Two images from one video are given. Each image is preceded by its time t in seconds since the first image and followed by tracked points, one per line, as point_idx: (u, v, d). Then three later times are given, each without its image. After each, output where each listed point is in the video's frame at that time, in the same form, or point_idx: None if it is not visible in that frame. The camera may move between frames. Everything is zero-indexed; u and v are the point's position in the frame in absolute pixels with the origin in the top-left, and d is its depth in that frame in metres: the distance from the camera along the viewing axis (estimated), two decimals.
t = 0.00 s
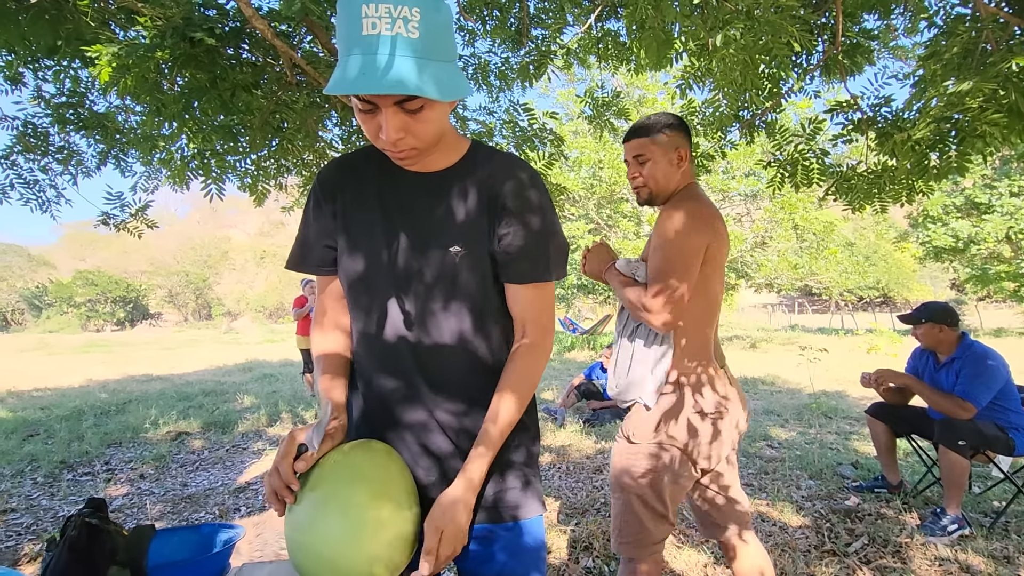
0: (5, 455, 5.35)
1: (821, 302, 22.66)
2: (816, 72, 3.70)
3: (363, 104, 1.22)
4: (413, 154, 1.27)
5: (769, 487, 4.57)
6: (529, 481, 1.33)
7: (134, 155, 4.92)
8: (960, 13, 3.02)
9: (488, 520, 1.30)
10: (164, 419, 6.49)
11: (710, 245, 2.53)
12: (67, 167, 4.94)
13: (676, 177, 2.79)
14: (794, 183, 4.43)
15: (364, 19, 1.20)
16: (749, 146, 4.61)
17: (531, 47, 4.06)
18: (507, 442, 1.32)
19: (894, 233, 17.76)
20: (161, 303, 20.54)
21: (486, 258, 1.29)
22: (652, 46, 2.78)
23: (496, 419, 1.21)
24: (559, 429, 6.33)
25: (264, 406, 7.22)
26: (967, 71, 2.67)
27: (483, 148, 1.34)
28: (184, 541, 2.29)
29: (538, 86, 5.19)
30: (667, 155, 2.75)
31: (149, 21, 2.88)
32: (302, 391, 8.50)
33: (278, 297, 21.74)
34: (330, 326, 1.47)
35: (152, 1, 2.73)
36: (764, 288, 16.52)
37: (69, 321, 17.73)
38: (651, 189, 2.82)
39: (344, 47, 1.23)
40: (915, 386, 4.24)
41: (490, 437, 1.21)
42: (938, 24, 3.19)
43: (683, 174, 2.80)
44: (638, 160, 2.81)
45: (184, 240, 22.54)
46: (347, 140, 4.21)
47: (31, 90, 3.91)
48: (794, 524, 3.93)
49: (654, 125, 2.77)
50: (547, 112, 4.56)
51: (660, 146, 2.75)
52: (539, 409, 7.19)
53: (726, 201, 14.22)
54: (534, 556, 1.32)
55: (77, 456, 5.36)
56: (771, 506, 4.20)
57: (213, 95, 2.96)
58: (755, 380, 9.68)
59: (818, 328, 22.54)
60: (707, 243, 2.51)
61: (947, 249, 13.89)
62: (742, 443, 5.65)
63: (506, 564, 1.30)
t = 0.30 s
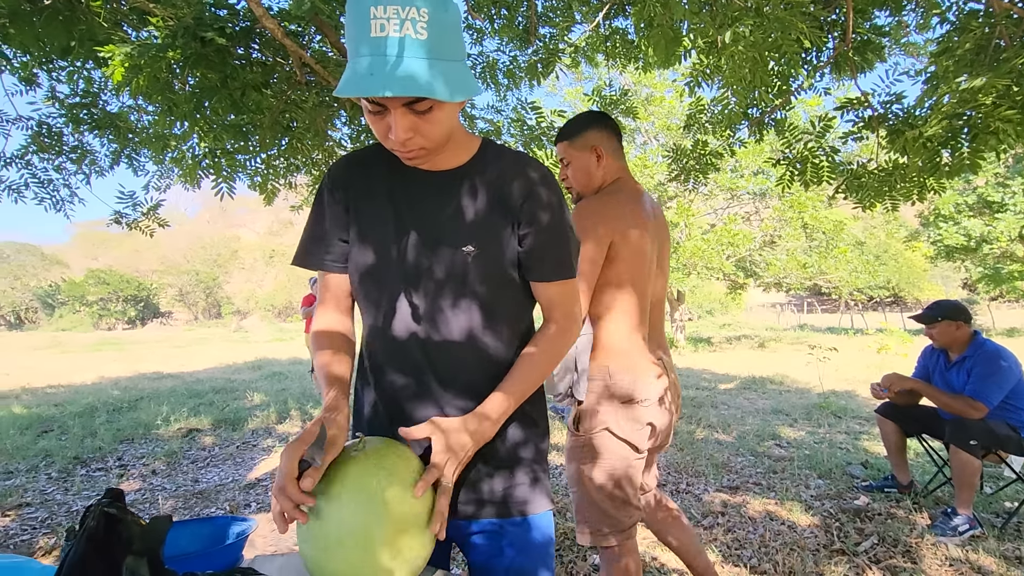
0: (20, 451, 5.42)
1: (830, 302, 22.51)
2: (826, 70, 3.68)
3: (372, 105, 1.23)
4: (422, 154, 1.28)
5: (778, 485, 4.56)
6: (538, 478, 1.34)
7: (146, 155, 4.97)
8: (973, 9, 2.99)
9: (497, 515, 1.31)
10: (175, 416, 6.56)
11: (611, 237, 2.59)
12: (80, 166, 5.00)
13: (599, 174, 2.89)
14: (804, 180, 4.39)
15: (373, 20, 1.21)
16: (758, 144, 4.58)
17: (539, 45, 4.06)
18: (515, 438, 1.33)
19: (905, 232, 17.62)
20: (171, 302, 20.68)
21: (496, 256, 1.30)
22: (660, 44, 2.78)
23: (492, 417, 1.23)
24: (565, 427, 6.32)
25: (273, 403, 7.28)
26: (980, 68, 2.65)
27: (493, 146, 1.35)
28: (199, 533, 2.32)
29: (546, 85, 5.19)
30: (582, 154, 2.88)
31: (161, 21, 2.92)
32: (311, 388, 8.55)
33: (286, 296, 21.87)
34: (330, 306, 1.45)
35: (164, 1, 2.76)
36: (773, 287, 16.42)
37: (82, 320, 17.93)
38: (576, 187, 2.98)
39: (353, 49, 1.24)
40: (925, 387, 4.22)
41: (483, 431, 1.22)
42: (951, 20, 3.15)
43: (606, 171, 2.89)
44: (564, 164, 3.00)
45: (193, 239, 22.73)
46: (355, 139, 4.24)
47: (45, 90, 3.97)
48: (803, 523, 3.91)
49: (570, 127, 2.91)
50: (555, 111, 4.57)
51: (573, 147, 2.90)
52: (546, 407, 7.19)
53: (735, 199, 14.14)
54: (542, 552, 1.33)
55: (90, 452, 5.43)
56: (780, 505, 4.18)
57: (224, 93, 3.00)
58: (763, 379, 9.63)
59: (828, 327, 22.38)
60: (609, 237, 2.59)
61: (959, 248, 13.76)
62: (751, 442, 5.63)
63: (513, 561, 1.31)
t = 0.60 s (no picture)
0: (41, 445, 5.53)
1: (845, 302, 22.25)
2: (842, 66, 3.66)
3: (399, 100, 1.23)
4: (446, 151, 1.28)
5: (792, 485, 4.53)
6: (554, 474, 1.34)
7: (165, 154, 5.05)
8: (994, 3, 2.93)
9: (513, 511, 1.32)
10: (191, 412, 6.65)
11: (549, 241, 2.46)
12: (100, 166, 5.08)
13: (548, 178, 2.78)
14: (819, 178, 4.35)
15: (404, 16, 1.22)
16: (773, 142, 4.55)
17: (552, 43, 4.07)
18: (532, 435, 1.34)
19: (921, 230, 17.38)
20: (186, 299, 20.90)
21: (515, 253, 1.31)
22: (674, 41, 2.77)
23: (519, 404, 1.20)
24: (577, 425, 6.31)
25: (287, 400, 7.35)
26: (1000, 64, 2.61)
27: (512, 145, 1.37)
28: (219, 526, 2.34)
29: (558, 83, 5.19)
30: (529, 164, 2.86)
31: (179, 22, 2.96)
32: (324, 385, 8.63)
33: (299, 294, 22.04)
34: (343, 302, 1.45)
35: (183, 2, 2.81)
36: (786, 286, 16.28)
37: (99, 317, 18.21)
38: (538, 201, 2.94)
39: (381, 45, 1.25)
40: (941, 387, 4.18)
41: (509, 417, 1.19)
42: (970, 15, 3.10)
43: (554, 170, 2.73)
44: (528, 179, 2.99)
45: (208, 237, 22.98)
46: (369, 138, 4.27)
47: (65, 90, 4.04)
48: (818, 524, 3.89)
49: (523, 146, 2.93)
50: (567, 109, 4.57)
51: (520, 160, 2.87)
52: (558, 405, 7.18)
53: (748, 197, 14.04)
54: (559, 547, 1.34)
55: (108, 447, 5.53)
56: (794, 505, 4.16)
57: (240, 93, 3.03)
58: (777, 379, 9.56)
59: (842, 327, 22.13)
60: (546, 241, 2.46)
61: (977, 247, 13.55)
62: (764, 442, 5.59)
63: (530, 556, 1.32)
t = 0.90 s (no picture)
0: (62, 434, 5.62)
1: (861, 297, 21.93)
2: (865, 54, 3.58)
3: (423, 78, 1.20)
4: (472, 133, 1.26)
5: (809, 481, 4.47)
6: (575, 461, 1.31)
7: (182, 147, 5.09)
8: None
9: (533, 501, 1.30)
10: (208, 403, 6.73)
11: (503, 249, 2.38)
12: (118, 159, 5.14)
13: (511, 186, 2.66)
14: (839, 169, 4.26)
15: None
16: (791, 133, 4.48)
17: (566, 34, 4.03)
18: (555, 421, 1.30)
19: (941, 224, 17.05)
20: (202, 293, 21.13)
21: (537, 234, 1.28)
22: (692, 29, 2.72)
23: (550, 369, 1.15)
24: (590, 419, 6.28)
25: (302, 392, 7.41)
26: None
27: (534, 127, 1.34)
28: (239, 511, 2.33)
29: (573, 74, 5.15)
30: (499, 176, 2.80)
31: (196, 13, 2.97)
32: (337, 378, 8.69)
33: (313, 287, 22.18)
34: (374, 293, 1.45)
35: None
36: (802, 281, 16.08)
37: (117, 310, 18.49)
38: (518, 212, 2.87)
39: (404, 23, 1.22)
40: (964, 382, 4.09)
41: (542, 383, 1.15)
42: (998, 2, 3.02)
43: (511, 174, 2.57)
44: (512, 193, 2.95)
45: (223, 231, 23.20)
46: (384, 130, 4.27)
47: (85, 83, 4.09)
48: (836, 519, 3.84)
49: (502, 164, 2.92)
50: (582, 101, 4.54)
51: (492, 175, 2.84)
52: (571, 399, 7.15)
53: (763, 191, 13.88)
54: (582, 536, 1.31)
55: (127, 436, 5.61)
56: (812, 501, 4.11)
57: (257, 84, 3.04)
58: (792, 374, 9.44)
59: (858, 323, 21.81)
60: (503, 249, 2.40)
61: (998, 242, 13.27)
62: (780, 437, 5.53)
63: (552, 545, 1.30)
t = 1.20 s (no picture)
0: (82, 425, 5.73)
1: (878, 296, 21.60)
2: (885, 47, 3.52)
3: (432, 74, 1.19)
4: (485, 125, 1.25)
5: (824, 480, 4.43)
6: (589, 451, 1.31)
7: (198, 143, 5.15)
8: None
9: (547, 493, 1.30)
10: (223, 396, 6.82)
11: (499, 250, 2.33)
12: (136, 155, 5.21)
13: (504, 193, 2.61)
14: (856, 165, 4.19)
15: None
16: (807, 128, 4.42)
17: (579, 30, 4.02)
18: (569, 410, 1.30)
19: (961, 222, 16.73)
20: (217, 289, 21.36)
21: (551, 224, 1.28)
22: (707, 24, 2.70)
23: (564, 358, 1.14)
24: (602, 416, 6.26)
25: (315, 386, 7.47)
26: None
27: (549, 117, 1.34)
28: (255, 501, 2.34)
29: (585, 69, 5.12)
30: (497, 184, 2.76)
31: (213, 10, 3.01)
32: (350, 373, 8.75)
33: (325, 284, 22.31)
34: (388, 286, 1.48)
35: None
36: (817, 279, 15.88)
37: (134, 305, 18.79)
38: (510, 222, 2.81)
39: (412, 19, 1.21)
40: (985, 381, 4.02)
41: (556, 370, 1.12)
42: None
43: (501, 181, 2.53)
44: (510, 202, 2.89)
45: (237, 228, 23.43)
46: (397, 126, 4.29)
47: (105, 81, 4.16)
48: (851, 519, 3.80)
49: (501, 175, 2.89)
50: (595, 97, 4.51)
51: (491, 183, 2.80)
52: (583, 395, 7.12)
53: (778, 187, 13.73)
54: (597, 528, 1.30)
55: (145, 428, 5.70)
56: (826, 500, 4.07)
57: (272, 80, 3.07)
58: (806, 373, 9.33)
59: (875, 322, 21.50)
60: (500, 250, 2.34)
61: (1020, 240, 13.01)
62: (794, 435, 5.47)
63: (567, 537, 1.30)
